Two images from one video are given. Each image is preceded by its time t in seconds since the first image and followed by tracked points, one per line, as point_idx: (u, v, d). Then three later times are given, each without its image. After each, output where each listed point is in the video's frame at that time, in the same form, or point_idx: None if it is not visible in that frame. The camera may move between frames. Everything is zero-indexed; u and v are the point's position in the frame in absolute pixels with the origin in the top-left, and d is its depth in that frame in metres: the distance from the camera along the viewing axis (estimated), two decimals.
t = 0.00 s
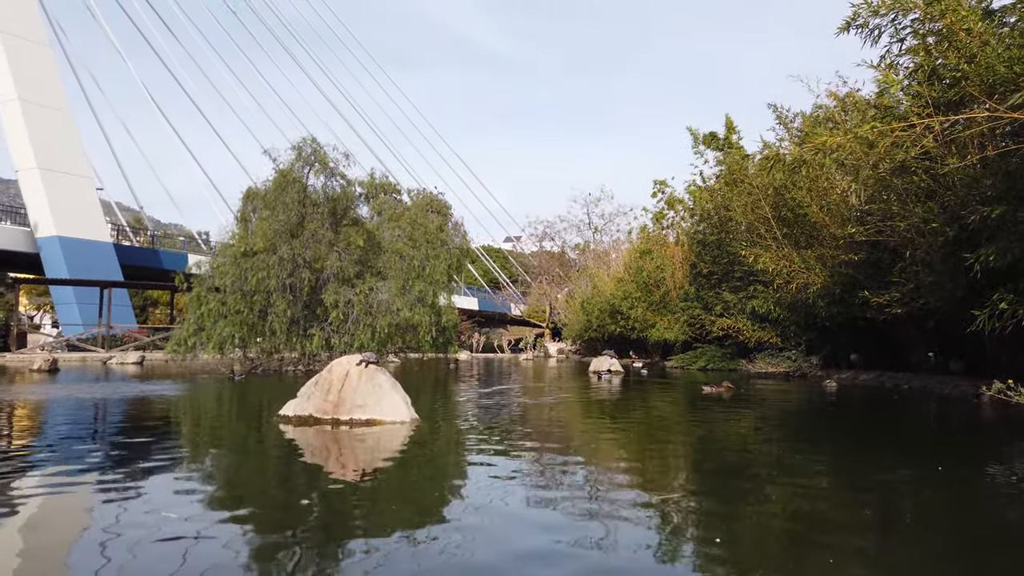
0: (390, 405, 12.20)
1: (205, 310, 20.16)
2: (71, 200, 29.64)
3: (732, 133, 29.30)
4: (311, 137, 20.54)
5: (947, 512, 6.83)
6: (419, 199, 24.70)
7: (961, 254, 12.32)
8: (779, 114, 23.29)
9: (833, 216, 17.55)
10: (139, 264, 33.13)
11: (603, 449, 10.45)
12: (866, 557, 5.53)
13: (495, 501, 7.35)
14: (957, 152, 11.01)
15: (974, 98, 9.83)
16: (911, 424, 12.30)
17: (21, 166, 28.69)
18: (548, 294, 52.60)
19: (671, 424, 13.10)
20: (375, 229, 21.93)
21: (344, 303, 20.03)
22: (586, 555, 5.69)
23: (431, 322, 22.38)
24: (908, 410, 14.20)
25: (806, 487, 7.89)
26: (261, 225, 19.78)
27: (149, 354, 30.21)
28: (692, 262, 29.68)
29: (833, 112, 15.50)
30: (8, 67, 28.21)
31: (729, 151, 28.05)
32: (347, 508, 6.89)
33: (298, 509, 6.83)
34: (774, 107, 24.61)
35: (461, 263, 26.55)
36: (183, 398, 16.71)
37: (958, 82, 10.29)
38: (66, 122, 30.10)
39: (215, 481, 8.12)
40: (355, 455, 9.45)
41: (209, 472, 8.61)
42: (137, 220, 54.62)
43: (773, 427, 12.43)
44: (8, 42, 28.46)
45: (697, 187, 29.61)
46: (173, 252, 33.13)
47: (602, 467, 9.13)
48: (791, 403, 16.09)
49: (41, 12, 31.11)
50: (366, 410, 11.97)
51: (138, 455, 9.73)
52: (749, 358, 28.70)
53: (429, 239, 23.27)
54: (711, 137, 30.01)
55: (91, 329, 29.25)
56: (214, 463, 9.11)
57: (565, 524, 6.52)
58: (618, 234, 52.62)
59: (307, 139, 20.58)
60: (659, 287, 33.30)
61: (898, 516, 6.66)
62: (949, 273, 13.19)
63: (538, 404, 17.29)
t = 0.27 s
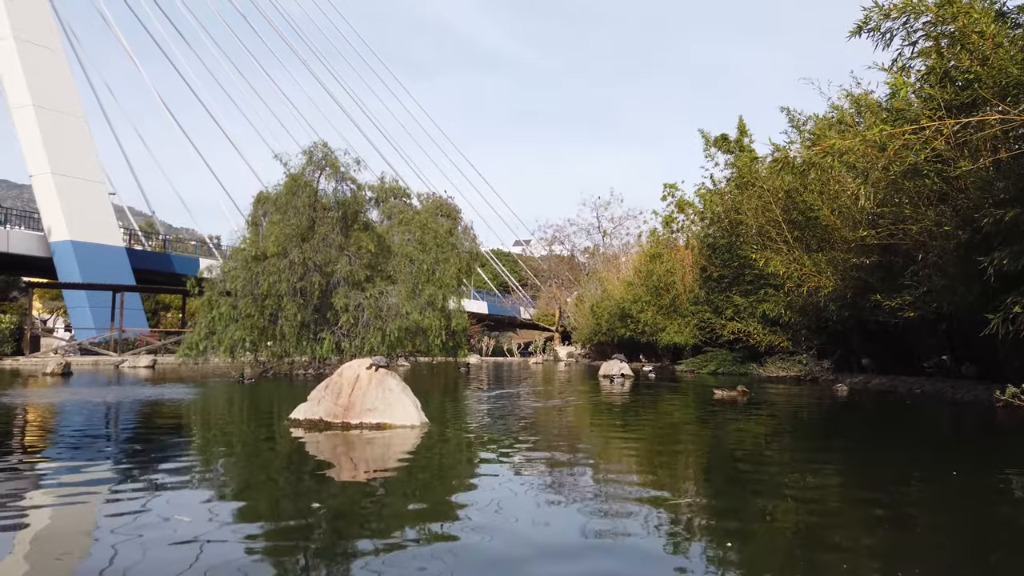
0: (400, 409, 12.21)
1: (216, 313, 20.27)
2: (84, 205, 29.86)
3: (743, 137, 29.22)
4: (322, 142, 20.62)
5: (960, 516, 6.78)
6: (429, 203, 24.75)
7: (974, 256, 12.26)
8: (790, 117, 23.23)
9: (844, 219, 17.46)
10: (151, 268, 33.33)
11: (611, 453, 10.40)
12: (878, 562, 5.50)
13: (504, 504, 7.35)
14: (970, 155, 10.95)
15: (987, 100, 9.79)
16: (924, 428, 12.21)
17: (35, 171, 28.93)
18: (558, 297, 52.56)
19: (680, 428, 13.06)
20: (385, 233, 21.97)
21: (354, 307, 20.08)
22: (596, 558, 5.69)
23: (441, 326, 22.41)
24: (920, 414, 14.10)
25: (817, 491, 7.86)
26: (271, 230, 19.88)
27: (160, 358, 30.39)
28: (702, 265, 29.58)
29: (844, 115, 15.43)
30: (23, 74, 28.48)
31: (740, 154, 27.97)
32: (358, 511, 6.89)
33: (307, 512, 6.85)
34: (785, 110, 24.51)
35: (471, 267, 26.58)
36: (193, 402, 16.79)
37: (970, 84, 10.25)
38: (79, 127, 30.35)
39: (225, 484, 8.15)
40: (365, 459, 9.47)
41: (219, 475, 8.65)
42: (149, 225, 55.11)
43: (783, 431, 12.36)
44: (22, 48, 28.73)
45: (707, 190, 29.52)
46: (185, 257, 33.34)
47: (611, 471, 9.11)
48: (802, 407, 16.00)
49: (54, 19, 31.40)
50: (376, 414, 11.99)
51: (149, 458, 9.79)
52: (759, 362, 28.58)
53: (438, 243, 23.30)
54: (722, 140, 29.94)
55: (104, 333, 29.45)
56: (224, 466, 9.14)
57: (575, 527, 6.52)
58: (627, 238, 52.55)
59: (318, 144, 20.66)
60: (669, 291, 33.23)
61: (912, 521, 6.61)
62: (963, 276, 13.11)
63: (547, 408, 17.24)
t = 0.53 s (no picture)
0: (406, 413, 12.23)
1: (223, 317, 20.33)
2: (92, 209, 30.00)
3: (750, 140, 29.18)
4: (329, 146, 20.67)
5: (969, 521, 6.76)
6: (435, 207, 24.77)
7: (981, 260, 12.22)
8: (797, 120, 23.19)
9: (851, 222, 17.41)
10: (158, 272, 33.46)
11: (617, 457, 10.38)
12: (886, 567, 5.48)
13: (510, 507, 7.36)
14: (977, 158, 10.93)
15: (994, 103, 9.78)
16: (932, 432, 12.16)
17: (44, 176, 29.08)
18: (563, 301, 52.52)
19: (687, 432, 13.03)
20: (391, 237, 22.01)
21: (360, 311, 20.11)
22: (602, 562, 5.68)
23: (446, 330, 22.42)
24: (928, 418, 14.03)
25: (824, 495, 7.84)
26: (278, 234, 19.94)
27: (167, 361, 30.48)
28: (709, 269, 29.53)
29: (851, 118, 15.40)
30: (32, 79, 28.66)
31: (746, 158, 27.93)
32: (364, 515, 6.89)
33: (314, 516, 6.87)
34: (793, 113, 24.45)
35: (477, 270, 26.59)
36: (200, 405, 16.84)
37: (978, 86, 10.24)
38: (88, 132, 30.50)
39: (232, 487, 8.17)
40: (371, 462, 9.48)
41: (226, 478, 8.67)
42: (156, 229, 55.35)
43: (790, 436, 12.32)
44: (32, 53, 28.91)
45: (714, 194, 29.46)
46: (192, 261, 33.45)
47: (617, 475, 9.09)
48: (809, 412, 15.94)
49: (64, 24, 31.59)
50: (382, 418, 12.00)
51: (155, 462, 9.81)
52: (766, 366, 28.51)
53: (444, 247, 23.32)
54: (729, 143, 29.89)
55: (111, 337, 29.55)
56: (231, 470, 9.16)
57: (581, 531, 6.52)
58: (633, 241, 52.50)
59: (325, 148, 20.70)
60: (675, 295, 33.17)
61: (920, 526, 6.58)
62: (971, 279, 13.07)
63: (553, 411, 17.22)
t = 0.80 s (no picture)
0: (413, 416, 12.22)
1: (230, 321, 20.38)
2: (100, 213, 30.15)
3: (756, 144, 29.14)
4: (335, 150, 20.71)
5: (978, 526, 6.71)
6: (441, 211, 24.80)
7: (990, 263, 12.16)
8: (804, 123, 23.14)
9: (858, 225, 17.36)
10: (165, 275, 33.59)
11: (624, 462, 10.34)
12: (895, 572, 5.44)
13: (516, 511, 7.33)
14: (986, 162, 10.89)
15: (1002, 106, 9.75)
16: (942, 437, 12.09)
17: (52, 180, 29.24)
18: (569, 304, 52.47)
19: (693, 436, 12.98)
20: (397, 241, 22.02)
21: (367, 314, 20.13)
22: (609, 567, 5.66)
23: (452, 334, 22.42)
24: (937, 422, 13.95)
25: (833, 500, 7.80)
26: (285, 238, 19.98)
27: (174, 365, 30.57)
28: (715, 272, 29.47)
29: (858, 121, 15.36)
30: (41, 85, 28.82)
31: (753, 161, 27.89)
32: (370, 518, 6.88)
33: (321, 519, 6.86)
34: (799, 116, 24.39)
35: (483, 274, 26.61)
36: (207, 409, 16.87)
37: (986, 90, 10.21)
38: (96, 137, 30.66)
39: (238, 491, 8.17)
40: (377, 466, 9.48)
41: (232, 482, 8.68)
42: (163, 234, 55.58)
43: (798, 440, 12.27)
44: (40, 59, 29.08)
45: (721, 197, 29.42)
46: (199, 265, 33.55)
47: (624, 479, 9.06)
48: (816, 416, 15.88)
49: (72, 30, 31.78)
50: (388, 421, 12.00)
51: (162, 465, 9.83)
52: (773, 370, 28.41)
53: (451, 250, 23.32)
54: (735, 147, 29.85)
55: (119, 340, 29.65)
56: (237, 474, 9.16)
57: (588, 535, 6.49)
58: (639, 245, 52.46)
59: (332, 152, 20.74)
60: (681, 299, 33.11)
61: (928, 531, 6.54)
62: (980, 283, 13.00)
63: (559, 415, 17.18)
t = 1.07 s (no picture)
0: (422, 418, 12.24)
1: (240, 322, 20.47)
2: (112, 216, 30.36)
3: (766, 145, 29.06)
4: (345, 153, 20.78)
5: (991, 529, 6.67)
6: (450, 213, 24.83)
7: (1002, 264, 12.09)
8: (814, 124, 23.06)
9: (869, 226, 17.28)
10: (176, 277, 33.79)
11: (634, 464, 10.32)
12: None
13: (525, 513, 7.33)
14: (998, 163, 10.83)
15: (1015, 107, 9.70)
16: (954, 439, 12.01)
17: (64, 183, 29.46)
18: (578, 306, 52.41)
19: (704, 438, 12.93)
20: (407, 243, 22.06)
21: (377, 316, 20.18)
22: (618, 570, 5.64)
23: (462, 335, 22.44)
24: (950, 425, 13.86)
25: (844, 503, 7.75)
26: (295, 240, 20.05)
27: (185, 367, 30.72)
28: (725, 274, 29.37)
29: (869, 121, 15.29)
30: (54, 88, 29.06)
31: (762, 162, 27.80)
32: (380, 520, 6.89)
33: (330, 521, 6.88)
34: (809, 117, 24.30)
35: (492, 275, 26.64)
36: (218, 410, 16.94)
37: (999, 90, 10.17)
38: (108, 139, 30.88)
39: (248, 492, 8.19)
40: (387, 467, 9.49)
41: (242, 483, 8.71)
42: (174, 236, 55.91)
43: (809, 442, 12.21)
44: (53, 63, 29.32)
45: (731, 198, 29.33)
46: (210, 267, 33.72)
47: (634, 481, 9.04)
48: (827, 418, 15.83)
49: (85, 34, 32.02)
50: (398, 423, 12.02)
51: (173, 466, 9.89)
52: (783, 372, 28.30)
53: (460, 252, 23.35)
54: (745, 148, 29.77)
55: (130, 342, 29.84)
56: (247, 474, 9.19)
57: (597, 538, 6.48)
58: (648, 246, 52.37)
59: (342, 154, 20.81)
60: (691, 300, 33.02)
61: (941, 535, 6.49)
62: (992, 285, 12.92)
63: (569, 417, 17.15)
